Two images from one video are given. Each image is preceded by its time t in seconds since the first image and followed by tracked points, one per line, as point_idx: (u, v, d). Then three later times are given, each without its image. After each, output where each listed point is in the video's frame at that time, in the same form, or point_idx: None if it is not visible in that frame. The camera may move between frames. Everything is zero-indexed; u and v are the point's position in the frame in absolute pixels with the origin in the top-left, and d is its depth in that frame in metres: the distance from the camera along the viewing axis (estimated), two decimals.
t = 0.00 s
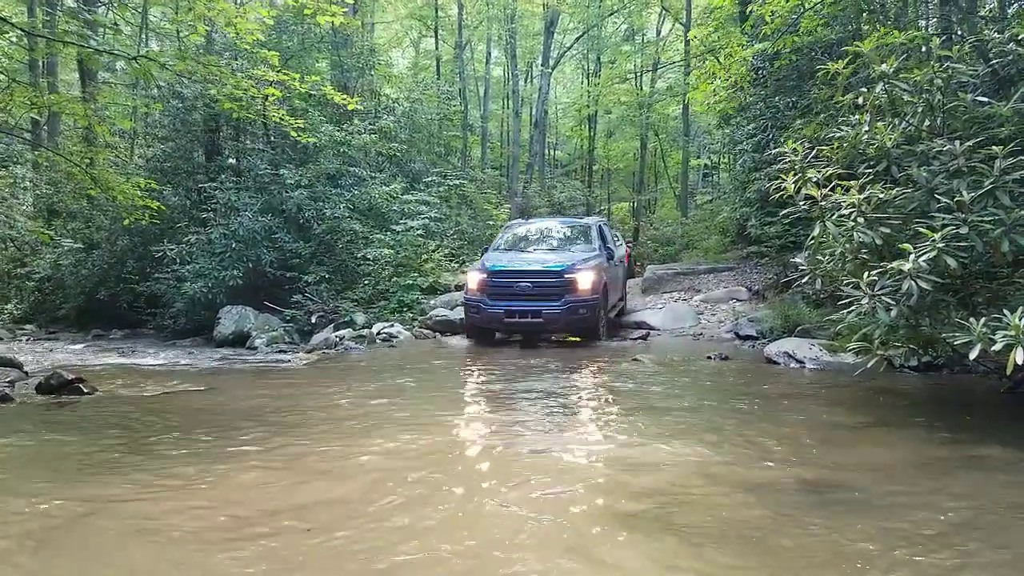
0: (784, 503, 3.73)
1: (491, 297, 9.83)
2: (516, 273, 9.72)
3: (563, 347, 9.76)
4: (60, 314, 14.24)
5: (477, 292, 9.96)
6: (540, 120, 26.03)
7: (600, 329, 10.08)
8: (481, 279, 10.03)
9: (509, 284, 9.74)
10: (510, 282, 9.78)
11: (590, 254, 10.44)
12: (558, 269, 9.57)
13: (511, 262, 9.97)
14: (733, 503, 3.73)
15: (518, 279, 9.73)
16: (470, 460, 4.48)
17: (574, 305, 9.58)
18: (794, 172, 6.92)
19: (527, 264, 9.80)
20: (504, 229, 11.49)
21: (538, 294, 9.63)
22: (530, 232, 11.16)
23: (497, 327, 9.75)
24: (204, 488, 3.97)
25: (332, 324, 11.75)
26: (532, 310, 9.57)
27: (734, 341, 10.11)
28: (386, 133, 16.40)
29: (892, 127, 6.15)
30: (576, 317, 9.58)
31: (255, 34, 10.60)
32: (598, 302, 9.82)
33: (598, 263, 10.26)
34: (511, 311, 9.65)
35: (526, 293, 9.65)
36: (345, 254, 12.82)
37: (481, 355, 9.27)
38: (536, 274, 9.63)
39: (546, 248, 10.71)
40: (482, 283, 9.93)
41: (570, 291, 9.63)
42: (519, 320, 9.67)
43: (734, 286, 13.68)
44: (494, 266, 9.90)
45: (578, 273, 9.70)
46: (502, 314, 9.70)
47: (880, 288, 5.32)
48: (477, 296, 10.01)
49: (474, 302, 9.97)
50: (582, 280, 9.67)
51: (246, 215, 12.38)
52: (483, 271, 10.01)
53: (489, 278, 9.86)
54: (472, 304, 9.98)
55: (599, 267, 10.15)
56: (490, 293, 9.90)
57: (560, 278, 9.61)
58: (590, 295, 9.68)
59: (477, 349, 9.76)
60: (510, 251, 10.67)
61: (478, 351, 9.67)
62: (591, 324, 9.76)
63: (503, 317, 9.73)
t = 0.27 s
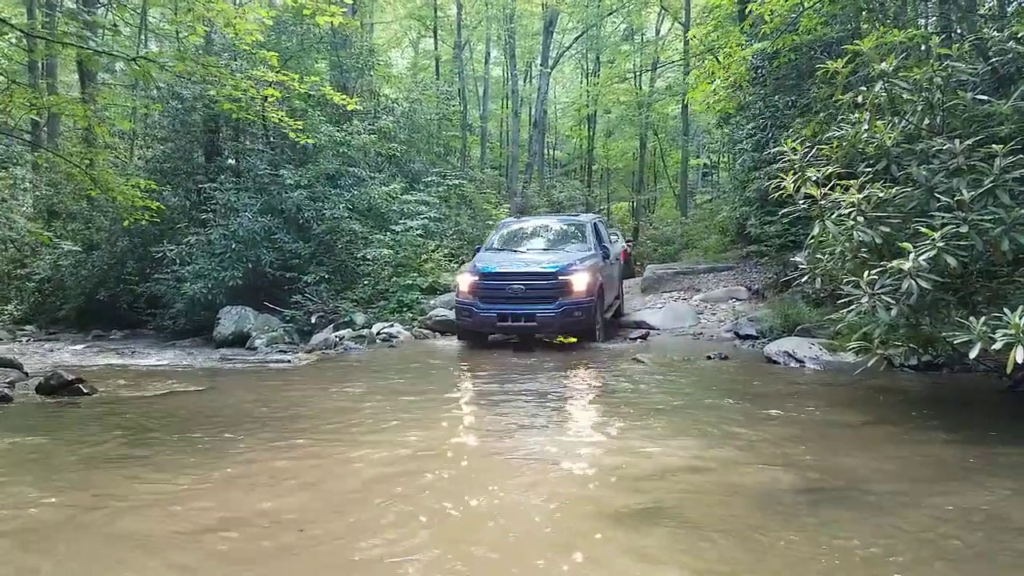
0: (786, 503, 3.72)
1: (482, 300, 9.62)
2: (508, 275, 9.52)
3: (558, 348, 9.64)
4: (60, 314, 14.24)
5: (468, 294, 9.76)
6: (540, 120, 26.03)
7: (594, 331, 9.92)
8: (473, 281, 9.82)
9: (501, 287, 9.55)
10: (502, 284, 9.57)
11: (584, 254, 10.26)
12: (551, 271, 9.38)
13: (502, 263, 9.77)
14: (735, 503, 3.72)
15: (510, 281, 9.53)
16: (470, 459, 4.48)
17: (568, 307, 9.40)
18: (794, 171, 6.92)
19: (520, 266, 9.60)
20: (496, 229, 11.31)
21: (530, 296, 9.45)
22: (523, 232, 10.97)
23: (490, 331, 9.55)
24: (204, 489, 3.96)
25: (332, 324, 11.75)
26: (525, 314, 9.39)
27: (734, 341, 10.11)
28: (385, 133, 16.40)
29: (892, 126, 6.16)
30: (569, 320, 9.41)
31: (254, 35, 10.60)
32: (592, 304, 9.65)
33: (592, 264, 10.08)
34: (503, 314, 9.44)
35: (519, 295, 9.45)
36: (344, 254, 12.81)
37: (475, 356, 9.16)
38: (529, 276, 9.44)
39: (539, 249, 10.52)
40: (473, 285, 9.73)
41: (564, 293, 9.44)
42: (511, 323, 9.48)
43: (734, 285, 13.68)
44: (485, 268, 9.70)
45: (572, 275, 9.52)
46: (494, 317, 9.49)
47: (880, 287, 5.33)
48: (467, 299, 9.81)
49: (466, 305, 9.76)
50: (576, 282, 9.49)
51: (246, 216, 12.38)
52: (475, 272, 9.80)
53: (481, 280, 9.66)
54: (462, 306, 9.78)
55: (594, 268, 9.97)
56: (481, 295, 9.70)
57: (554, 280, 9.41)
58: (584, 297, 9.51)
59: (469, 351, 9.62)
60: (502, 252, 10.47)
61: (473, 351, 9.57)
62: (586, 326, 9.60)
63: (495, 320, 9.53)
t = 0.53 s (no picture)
0: (786, 502, 3.71)
1: (470, 301, 9.22)
2: (497, 275, 9.12)
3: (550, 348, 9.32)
4: (59, 315, 14.22)
5: (456, 296, 9.35)
6: (538, 119, 26.01)
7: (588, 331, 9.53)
8: (461, 282, 9.42)
9: (490, 287, 9.14)
10: (491, 285, 9.17)
11: (577, 255, 9.88)
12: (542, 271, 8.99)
13: (491, 263, 9.37)
14: (734, 501, 3.72)
15: (498, 282, 9.13)
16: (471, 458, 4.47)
17: (560, 308, 9.00)
18: (792, 170, 6.94)
19: (509, 266, 9.20)
20: (487, 229, 10.95)
21: (520, 297, 9.04)
22: (514, 232, 10.59)
23: (477, 334, 9.15)
24: (204, 488, 3.95)
25: (331, 324, 11.74)
26: (514, 316, 8.98)
27: (733, 339, 10.11)
28: (384, 133, 16.39)
29: (890, 124, 6.18)
30: (561, 321, 9.01)
31: (252, 35, 10.59)
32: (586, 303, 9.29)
33: (586, 264, 9.70)
34: (491, 316, 9.04)
35: (507, 296, 9.06)
36: (343, 254, 12.80)
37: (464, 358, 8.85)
38: (518, 277, 9.04)
39: (531, 250, 10.12)
40: (461, 286, 9.32)
41: (555, 294, 9.05)
42: (500, 326, 9.08)
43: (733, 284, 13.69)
44: (473, 268, 9.30)
45: (564, 274, 9.12)
46: (482, 319, 9.09)
47: (878, 285, 5.36)
48: (454, 300, 9.40)
49: (453, 307, 9.35)
50: (568, 282, 9.10)
51: (244, 216, 12.38)
52: (462, 272, 9.39)
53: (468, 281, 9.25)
54: (449, 309, 9.37)
55: (587, 268, 9.58)
56: (469, 297, 9.29)
57: (545, 280, 9.02)
58: (577, 297, 9.11)
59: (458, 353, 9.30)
60: (492, 252, 10.09)
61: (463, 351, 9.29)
62: (579, 328, 9.19)
63: (483, 322, 9.12)
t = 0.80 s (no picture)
0: (785, 500, 3.71)
1: (459, 304, 8.75)
2: (489, 278, 8.65)
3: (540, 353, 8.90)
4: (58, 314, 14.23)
5: (444, 298, 8.88)
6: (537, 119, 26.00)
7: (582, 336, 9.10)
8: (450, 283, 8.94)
9: (480, 290, 8.68)
10: (482, 288, 8.71)
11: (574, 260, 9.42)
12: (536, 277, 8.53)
13: (483, 265, 8.90)
14: (733, 499, 3.71)
15: (489, 285, 8.67)
16: (469, 456, 4.46)
17: (552, 317, 8.55)
18: (791, 169, 6.94)
19: (502, 269, 8.74)
20: (482, 229, 10.47)
21: (511, 303, 8.58)
22: (509, 233, 10.12)
23: (464, 339, 8.69)
24: (201, 483, 3.94)
25: (331, 323, 11.76)
26: (503, 322, 8.52)
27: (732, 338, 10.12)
28: (383, 132, 16.40)
29: (888, 124, 6.18)
30: (552, 331, 8.56)
31: (251, 34, 10.59)
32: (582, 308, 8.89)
33: (582, 270, 9.24)
34: (480, 321, 8.58)
35: (498, 301, 8.60)
36: (342, 253, 12.80)
37: (451, 363, 8.46)
38: (511, 281, 8.59)
39: (526, 252, 9.66)
40: (450, 288, 8.84)
41: (549, 301, 8.60)
42: (488, 331, 8.62)
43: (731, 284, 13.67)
44: (464, 270, 8.82)
45: (559, 281, 8.67)
46: (470, 324, 8.63)
47: (877, 285, 5.36)
48: (442, 302, 8.93)
49: (440, 309, 8.88)
50: (563, 290, 8.65)
51: (243, 215, 12.39)
52: (453, 273, 8.91)
53: (458, 282, 8.77)
54: (436, 311, 8.90)
55: (584, 275, 9.13)
56: (458, 300, 8.82)
57: (539, 286, 8.57)
58: (570, 307, 8.67)
59: (446, 356, 8.93)
60: (485, 253, 9.63)
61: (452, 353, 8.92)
62: (571, 338, 8.76)
63: (471, 327, 8.66)
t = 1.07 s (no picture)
0: (787, 499, 3.71)
1: (448, 307, 8.35)
2: (481, 281, 8.26)
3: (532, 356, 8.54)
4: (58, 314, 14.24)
5: (432, 300, 8.46)
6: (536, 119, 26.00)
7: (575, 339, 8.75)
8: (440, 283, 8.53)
9: (471, 293, 8.28)
10: (472, 290, 8.32)
11: (568, 264, 9.05)
12: (531, 282, 8.17)
13: (475, 266, 8.50)
14: (734, 499, 3.70)
15: (480, 288, 8.29)
16: (469, 455, 4.45)
17: (546, 324, 8.20)
18: (790, 169, 6.93)
19: (495, 271, 8.35)
20: (473, 229, 10.07)
21: (504, 308, 8.21)
22: (501, 233, 9.72)
23: (452, 344, 8.31)
24: (200, 483, 3.93)
25: (331, 322, 11.77)
26: (494, 327, 8.15)
27: (732, 337, 10.11)
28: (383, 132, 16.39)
29: (888, 124, 6.18)
30: (545, 339, 8.22)
31: (251, 34, 10.58)
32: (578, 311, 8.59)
33: (577, 275, 8.89)
34: (470, 325, 8.20)
35: (490, 305, 8.23)
36: (342, 253, 12.79)
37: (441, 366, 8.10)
38: (504, 284, 8.22)
39: (518, 254, 9.29)
40: (440, 290, 8.43)
41: (542, 307, 8.24)
42: (478, 336, 8.24)
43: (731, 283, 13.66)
44: (455, 271, 8.41)
45: (554, 287, 8.32)
46: (459, 328, 8.24)
47: (877, 284, 5.36)
48: (430, 303, 8.52)
49: (428, 312, 8.46)
50: (557, 295, 8.30)
51: (243, 215, 12.40)
52: (442, 273, 8.51)
53: (449, 284, 8.36)
54: (423, 312, 8.49)
55: (579, 280, 8.78)
56: (446, 302, 8.42)
57: (533, 290, 8.20)
58: (564, 314, 8.33)
59: (437, 357, 8.61)
60: (475, 254, 9.24)
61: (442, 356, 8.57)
62: (564, 345, 8.42)
63: (460, 332, 8.27)
